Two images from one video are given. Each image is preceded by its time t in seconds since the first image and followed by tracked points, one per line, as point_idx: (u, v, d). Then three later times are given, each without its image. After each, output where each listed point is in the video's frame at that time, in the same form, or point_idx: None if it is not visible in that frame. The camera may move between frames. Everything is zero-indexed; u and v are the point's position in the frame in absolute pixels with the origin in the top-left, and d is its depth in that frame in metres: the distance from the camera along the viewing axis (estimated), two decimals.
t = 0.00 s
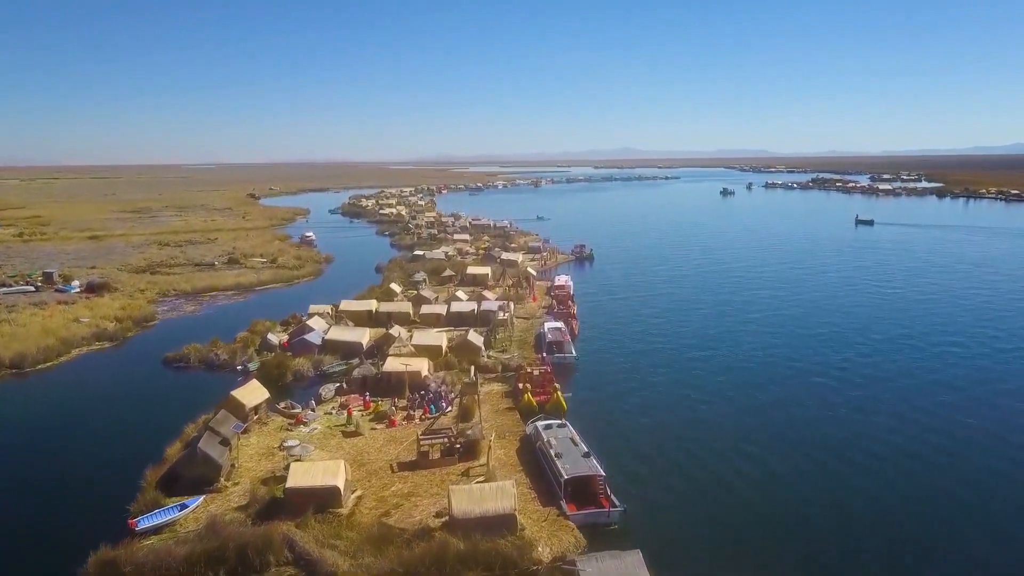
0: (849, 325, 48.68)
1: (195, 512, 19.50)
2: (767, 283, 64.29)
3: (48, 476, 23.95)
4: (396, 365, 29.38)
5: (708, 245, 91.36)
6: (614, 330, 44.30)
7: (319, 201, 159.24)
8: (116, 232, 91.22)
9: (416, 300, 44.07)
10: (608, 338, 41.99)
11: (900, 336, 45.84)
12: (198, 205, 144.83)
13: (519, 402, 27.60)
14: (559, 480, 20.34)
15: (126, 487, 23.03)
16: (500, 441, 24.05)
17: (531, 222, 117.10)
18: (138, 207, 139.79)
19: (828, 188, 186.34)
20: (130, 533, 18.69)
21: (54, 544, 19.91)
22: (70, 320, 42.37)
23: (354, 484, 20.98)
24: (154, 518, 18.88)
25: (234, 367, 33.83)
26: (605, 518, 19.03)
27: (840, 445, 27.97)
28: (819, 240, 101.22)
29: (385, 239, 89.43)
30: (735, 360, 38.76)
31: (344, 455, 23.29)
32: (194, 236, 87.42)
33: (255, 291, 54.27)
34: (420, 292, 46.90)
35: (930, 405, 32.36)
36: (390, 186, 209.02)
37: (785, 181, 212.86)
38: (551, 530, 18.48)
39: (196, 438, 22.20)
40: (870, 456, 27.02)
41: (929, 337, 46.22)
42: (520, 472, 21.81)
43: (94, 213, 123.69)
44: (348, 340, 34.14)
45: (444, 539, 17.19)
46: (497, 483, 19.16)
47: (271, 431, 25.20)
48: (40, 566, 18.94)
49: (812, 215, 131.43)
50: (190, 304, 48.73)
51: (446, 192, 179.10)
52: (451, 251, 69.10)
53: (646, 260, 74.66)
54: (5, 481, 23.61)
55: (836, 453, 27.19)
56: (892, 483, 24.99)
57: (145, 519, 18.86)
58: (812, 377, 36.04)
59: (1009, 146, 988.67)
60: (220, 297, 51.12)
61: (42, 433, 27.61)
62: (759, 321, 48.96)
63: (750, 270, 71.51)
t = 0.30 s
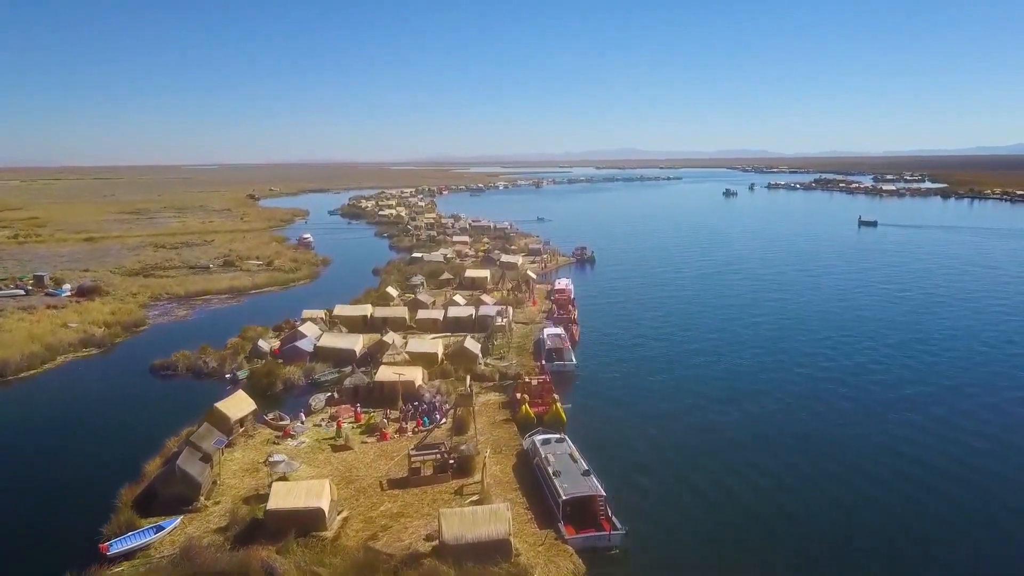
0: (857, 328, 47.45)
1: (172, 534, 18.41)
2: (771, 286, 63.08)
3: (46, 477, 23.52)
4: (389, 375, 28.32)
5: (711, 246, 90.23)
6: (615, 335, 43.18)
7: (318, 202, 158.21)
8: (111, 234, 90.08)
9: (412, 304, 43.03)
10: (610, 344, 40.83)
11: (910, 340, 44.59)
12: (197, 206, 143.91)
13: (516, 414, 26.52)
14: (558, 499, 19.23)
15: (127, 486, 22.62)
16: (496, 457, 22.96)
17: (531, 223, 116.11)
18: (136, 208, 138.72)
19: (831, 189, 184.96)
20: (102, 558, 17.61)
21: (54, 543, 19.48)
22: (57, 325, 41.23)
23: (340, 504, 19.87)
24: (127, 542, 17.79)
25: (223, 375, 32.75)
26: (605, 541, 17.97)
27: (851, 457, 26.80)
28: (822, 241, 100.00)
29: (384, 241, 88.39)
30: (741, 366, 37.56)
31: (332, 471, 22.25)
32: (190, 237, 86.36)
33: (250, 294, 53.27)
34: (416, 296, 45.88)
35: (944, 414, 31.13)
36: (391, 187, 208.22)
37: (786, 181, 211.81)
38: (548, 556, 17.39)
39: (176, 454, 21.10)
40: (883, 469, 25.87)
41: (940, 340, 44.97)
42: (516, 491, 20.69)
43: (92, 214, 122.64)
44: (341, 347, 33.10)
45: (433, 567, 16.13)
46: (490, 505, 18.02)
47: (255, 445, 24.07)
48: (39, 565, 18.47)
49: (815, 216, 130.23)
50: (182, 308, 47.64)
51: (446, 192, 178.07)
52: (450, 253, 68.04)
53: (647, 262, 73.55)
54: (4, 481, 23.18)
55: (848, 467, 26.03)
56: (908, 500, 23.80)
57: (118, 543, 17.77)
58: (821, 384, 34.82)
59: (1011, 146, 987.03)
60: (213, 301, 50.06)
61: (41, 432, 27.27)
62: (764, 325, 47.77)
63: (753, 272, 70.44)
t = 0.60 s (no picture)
0: (866, 332, 46.08)
1: (145, 559, 17.33)
2: (777, 288, 61.78)
3: (47, 478, 23.42)
4: (381, 384, 27.20)
5: (714, 248, 88.95)
6: (617, 339, 41.96)
7: (318, 203, 157.20)
8: (107, 235, 89.16)
9: (408, 308, 41.93)
10: (611, 349, 39.61)
11: (922, 343, 43.18)
12: (196, 207, 143.04)
13: (513, 426, 25.40)
14: (555, 523, 18.10)
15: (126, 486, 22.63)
16: (491, 473, 21.86)
17: (532, 224, 114.93)
18: (135, 209, 137.80)
19: (835, 189, 183.28)
20: None
21: (53, 543, 19.44)
22: (44, 330, 40.15)
23: (325, 525, 18.79)
24: (96, 568, 16.73)
25: (211, 384, 31.62)
26: (606, 568, 16.87)
27: (864, 466, 25.62)
28: (827, 242, 98.58)
29: (383, 242, 87.38)
30: (748, 371, 36.29)
31: (319, 488, 21.12)
32: (186, 239, 85.37)
33: (244, 297, 52.30)
34: (413, 300, 44.83)
35: (962, 423, 29.78)
36: (392, 188, 207.29)
37: (791, 181, 209.82)
38: None
39: (153, 472, 19.99)
40: (892, 476, 24.94)
41: (953, 343, 43.56)
42: (511, 511, 19.58)
43: (90, 215, 121.73)
44: (332, 354, 31.99)
45: None
46: (482, 529, 16.86)
47: (240, 460, 22.98)
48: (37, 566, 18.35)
49: (819, 217, 128.83)
50: (174, 312, 46.61)
51: (447, 193, 177.03)
52: (449, 255, 66.92)
53: (650, 264, 72.33)
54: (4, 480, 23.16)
55: (861, 476, 24.86)
56: (928, 514, 22.57)
57: (86, 569, 16.70)
58: (832, 389, 33.50)
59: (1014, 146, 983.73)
60: (207, 304, 49.04)
61: (46, 432, 27.25)
62: (770, 329, 46.45)
63: (757, 274, 69.25)
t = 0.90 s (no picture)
0: (876, 335, 44.81)
1: None
2: (781, 291, 60.61)
3: (48, 478, 23.69)
4: (372, 395, 26.11)
5: (717, 249, 87.83)
6: (619, 345, 40.74)
7: (318, 204, 156.14)
8: (103, 237, 88.18)
9: (404, 313, 40.82)
10: (612, 355, 38.40)
11: (933, 347, 41.90)
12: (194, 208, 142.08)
13: (510, 440, 24.30)
14: (553, 547, 16.98)
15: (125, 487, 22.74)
16: (485, 491, 20.76)
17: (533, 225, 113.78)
18: (133, 211, 136.89)
19: (838, 190, 181.82)
20: None
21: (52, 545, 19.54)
22: (30, 336, 39.08)
23: (307, 550, 17.67)
24: None
25: (197, 393, 30.48)
26: None
27: (871, 473, 24.81)
28: (831, 243, 97.51)
29: (382, 244, 86.34)
30: (754, 377, 35.07)
31: (304, 507, 20.01)
32: (183, 241, 84.37)
33: (238, 300, 51.30)
34: (409, 304, 43.77)
35: (977, 430, 28.72)
36: (392, 188, 206.27)
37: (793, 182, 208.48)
38: None
39: (127, 491, 18.83)
40: (897, 480, 24.28)
41: (965, 348, 42.26)
42: (506, 534, 18.42)
43: (86, 217, 120.67)
44: (324, 362, 30.89)
45: None
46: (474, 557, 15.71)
47: (222, 476, 21.87)
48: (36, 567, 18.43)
49: (821, 218, 127.73)
50: (165, 317, 45.52)
51: (447, 194, 176.16)
52: (447, 257, 65.87)
53: (652, 266, 71.18)
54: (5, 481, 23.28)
55: (865, 481, 24.15)
56: (949, 530, 21.35)
57: None
58: (843, 396, 32.24)
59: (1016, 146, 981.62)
60: (199, 308, 47.98)
61: (46, 432, 27.51)
62: (776, 333, 45.19)
63: (762, 276, 68.09)
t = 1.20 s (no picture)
0: (885, 341, 43.59)
1: None
2: (786, 294, 59.44)
3: (46, 478, 23.29)
4: (363, 406, 25.00)
5: (719, 251, 86.64)
6: (621, 352, 39.56)
7: (317, 205, 155.17)
8: (98, 239, 87.09)
9: (400, 317, 39.72)
10: (614, 362, 37.24)
11: (945, 353, 40.70)
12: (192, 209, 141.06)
13: (507, 455, 23.20)
14: None
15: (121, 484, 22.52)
16: (479, 510, 19.70)
17: (534, 226, 112.65)
18: (131, 212, 136.04)
19: (841, 191, 180.58)
20: None
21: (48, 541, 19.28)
22: (15, 341, 37.96)
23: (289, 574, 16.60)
24: None
25: (183, 403, 29.37)
26: None
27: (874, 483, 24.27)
28: (835, 244, 96.42)
29: (380, 245, 85.30)
30: (761, 388, 33.84)
31: (286, 527, 18.89)
32: (178, 243, 83.33)
33: (232, 304, 50.31)
34: (405, 308, 42.68)
35: (990, 442, 27.79)
36: (392, 189, 205.19)
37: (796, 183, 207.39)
38: None
39: (97, 511, 17.94)
40: (903, 492, 23.70)
41: (977, 354, 41.06)
42: (500, 559, 17.36)
43: (84, 218, 119.66)
44: (314, 370, 29.81)
45: None
46: None
47: (202, 494, 20.75)
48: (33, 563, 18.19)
49: (824, 219, 126.69)
50: (155, 321, 44.45)
51: (448, 194, 175.27)
52: (445, 259, 64.81)
53: (653, 269, 70.08)
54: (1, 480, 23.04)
55: (867, 491, 23.68)
56: (974, 557, 20.10)
57: None
58: (854, 410, 31.04)
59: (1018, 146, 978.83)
60: (191, 312, 46.88)
61: (40, 433, 27.22)
62: (782, 338, 43.99)
63: (766, 279, 66.93)
